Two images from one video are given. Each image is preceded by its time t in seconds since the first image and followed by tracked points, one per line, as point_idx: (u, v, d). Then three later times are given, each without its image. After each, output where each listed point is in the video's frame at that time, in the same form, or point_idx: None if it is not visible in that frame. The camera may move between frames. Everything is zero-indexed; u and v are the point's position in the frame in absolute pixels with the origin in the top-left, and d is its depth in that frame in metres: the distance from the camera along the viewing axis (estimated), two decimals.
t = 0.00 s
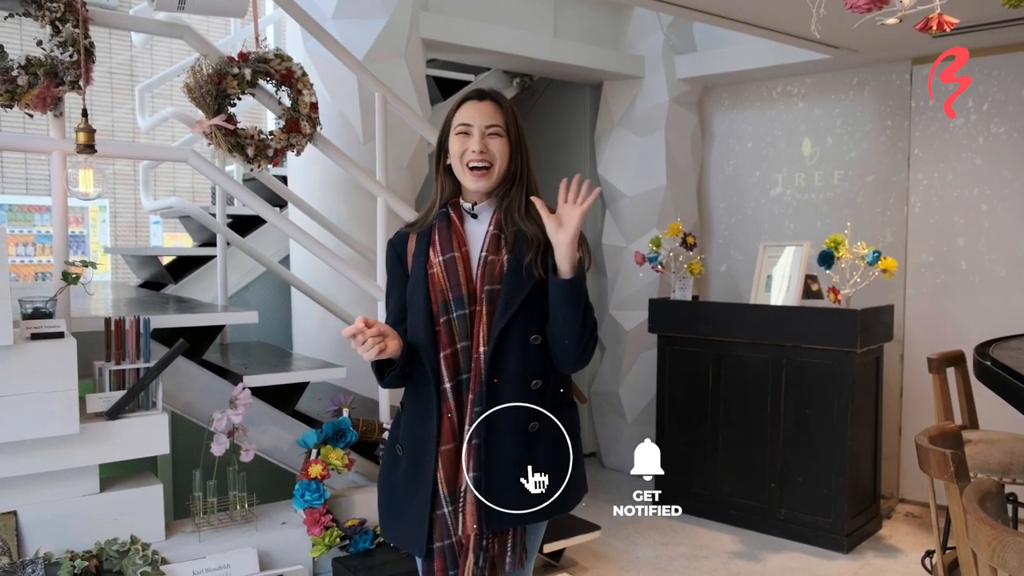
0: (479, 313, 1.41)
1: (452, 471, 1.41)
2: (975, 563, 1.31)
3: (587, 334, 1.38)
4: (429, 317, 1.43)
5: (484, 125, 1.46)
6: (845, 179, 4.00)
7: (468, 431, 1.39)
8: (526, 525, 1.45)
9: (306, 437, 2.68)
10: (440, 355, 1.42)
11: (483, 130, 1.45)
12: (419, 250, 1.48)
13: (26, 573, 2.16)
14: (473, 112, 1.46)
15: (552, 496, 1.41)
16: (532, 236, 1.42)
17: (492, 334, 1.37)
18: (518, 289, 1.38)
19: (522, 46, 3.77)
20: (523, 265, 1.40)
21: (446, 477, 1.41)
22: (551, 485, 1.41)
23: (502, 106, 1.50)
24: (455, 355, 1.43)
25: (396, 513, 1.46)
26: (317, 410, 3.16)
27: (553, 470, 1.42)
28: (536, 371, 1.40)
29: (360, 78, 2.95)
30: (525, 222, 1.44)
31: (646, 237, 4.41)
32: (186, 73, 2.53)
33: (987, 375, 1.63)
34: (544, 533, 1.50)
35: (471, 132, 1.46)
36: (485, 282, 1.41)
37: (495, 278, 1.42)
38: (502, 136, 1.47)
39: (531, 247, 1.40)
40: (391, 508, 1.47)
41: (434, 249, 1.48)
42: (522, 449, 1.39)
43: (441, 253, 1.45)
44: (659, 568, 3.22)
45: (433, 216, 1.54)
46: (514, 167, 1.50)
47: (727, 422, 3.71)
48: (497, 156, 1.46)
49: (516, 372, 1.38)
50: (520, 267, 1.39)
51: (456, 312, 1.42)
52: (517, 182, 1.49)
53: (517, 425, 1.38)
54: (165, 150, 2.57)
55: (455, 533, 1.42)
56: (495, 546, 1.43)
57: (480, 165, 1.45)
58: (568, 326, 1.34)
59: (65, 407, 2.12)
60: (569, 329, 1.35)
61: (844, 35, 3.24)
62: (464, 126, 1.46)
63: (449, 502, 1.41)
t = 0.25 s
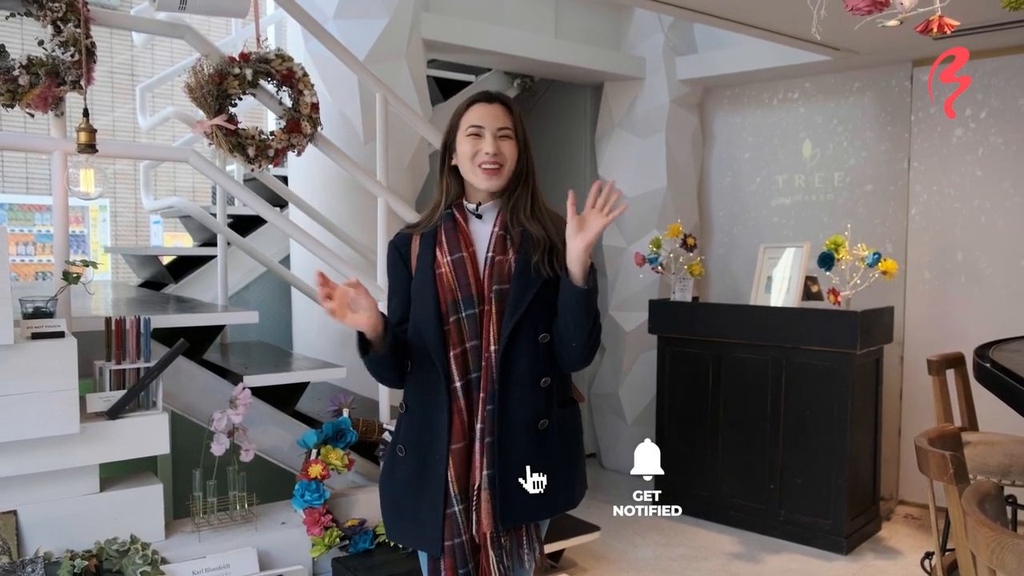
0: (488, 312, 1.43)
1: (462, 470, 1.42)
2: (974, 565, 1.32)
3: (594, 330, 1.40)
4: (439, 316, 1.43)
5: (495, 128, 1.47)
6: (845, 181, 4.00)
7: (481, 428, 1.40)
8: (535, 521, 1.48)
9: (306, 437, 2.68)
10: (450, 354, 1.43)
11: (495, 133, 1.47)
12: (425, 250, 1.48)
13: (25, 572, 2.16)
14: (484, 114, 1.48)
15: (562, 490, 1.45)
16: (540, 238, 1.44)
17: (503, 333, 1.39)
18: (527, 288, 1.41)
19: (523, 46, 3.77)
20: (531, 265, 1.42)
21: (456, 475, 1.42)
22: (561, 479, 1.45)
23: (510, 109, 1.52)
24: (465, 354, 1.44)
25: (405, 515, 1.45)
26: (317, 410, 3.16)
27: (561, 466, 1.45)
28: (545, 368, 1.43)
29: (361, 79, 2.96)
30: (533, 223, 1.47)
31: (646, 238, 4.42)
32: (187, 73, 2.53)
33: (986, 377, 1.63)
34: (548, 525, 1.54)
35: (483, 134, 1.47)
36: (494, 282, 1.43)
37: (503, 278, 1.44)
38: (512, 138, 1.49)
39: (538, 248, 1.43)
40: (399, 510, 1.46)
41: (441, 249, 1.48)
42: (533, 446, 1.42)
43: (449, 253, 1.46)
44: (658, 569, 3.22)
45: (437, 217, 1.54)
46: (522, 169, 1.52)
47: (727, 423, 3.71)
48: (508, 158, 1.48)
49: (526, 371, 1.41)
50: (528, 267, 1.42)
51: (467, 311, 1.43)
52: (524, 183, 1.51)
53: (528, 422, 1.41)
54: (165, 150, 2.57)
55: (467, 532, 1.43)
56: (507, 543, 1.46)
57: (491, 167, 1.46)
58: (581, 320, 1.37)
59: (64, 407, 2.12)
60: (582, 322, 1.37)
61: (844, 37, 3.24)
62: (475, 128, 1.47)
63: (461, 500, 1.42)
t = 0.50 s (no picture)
0: (487, 311, 1.45)
1: (464, 468, 1.43)
2: (973, 566, 1.32)
3: (575, 329, 1.43)
4: (440, 316, 1.44)
5: (493, 132, 1.48)
6: (845, 181, 4.01)
7: (477, 427, 1.41)
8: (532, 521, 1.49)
9: (306, 438, 2.68)
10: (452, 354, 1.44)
11: (491, 136, 1.48)
12: (427, 250, 1.49)
13: (26, 572, 2.17)
14: (484, 119, 1.48)
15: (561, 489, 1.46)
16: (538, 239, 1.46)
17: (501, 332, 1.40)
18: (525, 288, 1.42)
19: (523, 47, 3.78)
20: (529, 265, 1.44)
21: (458, 474, 1.43)
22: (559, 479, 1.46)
23: (509, 113, 1.52)
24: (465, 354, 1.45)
25: (409, 514, 1.45)
26: (317, 411, 3.16)
27: (558, 465, 1.45)
28: (541, 368, 1.44)
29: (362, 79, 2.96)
30: (533, 224, 1.49)
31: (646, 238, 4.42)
32: (187, 73, 2.53)
33: (986, 378, 1.63)
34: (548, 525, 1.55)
35: (480, 138, 1.48)
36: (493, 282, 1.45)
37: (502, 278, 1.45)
38: (510, 142, 1.50)
39: (536, 249, 1.45)
40: (403, 510, 1.46)
41: (442, 250, 1.49)
42: (529, 446, 1.42)
43: (450, 253, 1.47)
44: (658, 570, 3.22)
45: (439, 219, 1.54)
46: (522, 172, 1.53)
47: (727, 424, 3.71)
48: (504, 162, 1.48)
49: (523, 369, 1.42)
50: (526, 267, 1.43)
51: (467, 311, 1.44)
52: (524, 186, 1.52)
53: (524, 421, 1.42)
54: (165, 150, 2.57)
55: (468, 531, 1.43)
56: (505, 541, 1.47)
57: (488, 172, 1.47)
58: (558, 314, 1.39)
59: (64, 407, 2.12)
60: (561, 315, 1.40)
61: (845, 37, 3.24)
62: (473, 133, 1.48)
63: (463, 499, 1.43)
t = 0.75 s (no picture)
0: (485, 313, 1.44)
1: (464, 470, 1.43)
2: (973, 566, 1.32)
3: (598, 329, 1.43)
4: (439, 318, 1.45)
5: (479, 128, 1.48)
6: (845, 182, 4.01)
7: (475, 429, 1.42)
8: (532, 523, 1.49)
9: (306, 439, 2.67)
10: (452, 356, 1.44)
11: (478, 133, 1.48)
12: (425, 252, 1.50)
13: (26, 574, 2.17)
14: (470, 116, 1.49)
15: (560, 492, 1.45)
16: (536, 239, 1.46)
17: (499, 334, 1.40)
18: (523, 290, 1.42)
19: (522, 47, 3.78)
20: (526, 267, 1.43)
21: (457, 476, 1.42)
22: (559, 481, 1.45)
23: (501, 109, 1.51)
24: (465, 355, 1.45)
25: (406, 515, 1.45)
26: (317, 412, 3.17)
27: (559, 467, 1.45)
28: (542, 370, 1.44)
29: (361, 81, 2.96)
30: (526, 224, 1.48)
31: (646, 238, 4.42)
32: (187, 75, 2.53)
33: (986, 378, 1.63)
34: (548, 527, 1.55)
35: (467, 135, 1.49)
36: (491, 284, 1.45)
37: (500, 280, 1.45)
38: (497, 139, 1.49)
39: (534, 250, 1.46)
40: (401, 510, 1.46)
41: (440, 251, 1.50)
42: (528, 448, 1.42)
43: (447, 254, 1.48)
44: (658, 570, 3.22)
45: (437, 221, 1.55)
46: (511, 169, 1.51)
47: (727, 424, 3.71)
48: (490, 159, 1.48)
49: (522, 371, 1.42)
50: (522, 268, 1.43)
51: (464, 312, 1.45)
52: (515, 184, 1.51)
53: (522, 423, 1.42)
54: (165, 151, 2.57)
55: (466, 532, 1.43)
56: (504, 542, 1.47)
57: (473, 168, 1.47)
58: (581, 322, 1.38)
59: (65, 409, 2.12)
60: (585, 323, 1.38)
61: (844, 38, 3.24)
62: (461, 130, 1.49)
63: (461, 500, 1.43)
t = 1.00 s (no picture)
0: (497, 316, 1.46)
1: (474, 471, 1.43)
2: (973, 565, 1.32)
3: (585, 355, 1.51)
4: (448, 321, 1.46)
5: (496, 130, 1.52)
6: (845, 181, 4.01)
7: (485, 430, 1.43)
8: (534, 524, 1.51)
9: (306, 440, 2.67)
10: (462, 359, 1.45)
11: (496, 134, 1.51)
12: (431, 254, 1.49)
13: None
14: (483, 117, 1.52)
15: (565, 493, 1.48)
16: (545, 240, 1.51)
17: (510, 337, 1.44)
18: (534, 293, 1.46)
19: (522, 48, 3.78)
20: (539, 273, 1.48)
21: (467, 477, 1.43)
22: (564, 484, 1.48)
23: (510, 112, 1.56)
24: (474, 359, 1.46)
25: (411, 516, 1.44)
26: (317, 412, 3.17)
27: (564, 468, 1.48)
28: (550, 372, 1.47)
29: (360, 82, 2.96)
30: (536, 225, 1.52)
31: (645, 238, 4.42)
32: (186, 76, 2.53)
33: (986, 377, 1.63)
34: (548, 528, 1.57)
35: (484, 136, 1.51)
36: (502, 287, 1.47)
37: (511, 282, 1.47)
38: (513, 139, 1.54)
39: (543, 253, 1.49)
40: (405, 511, 1.45)
41: (446, 254, 1.50)
42: (535, 449, 1.45)
43: (456, 257, 1.48)
44: (658, 571, 3.22)
45: (441, 222, 1.55)
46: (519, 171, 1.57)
47: (727, 425, 3.71)
48: (509, 159, 1.52)
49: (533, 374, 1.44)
50: (536, 273, 1.47)
51: (474, 315, 1.46)
52: (524, 186, 1.56)
53: (529, 424, 1.45)
54: (164, 153, 2.57)
55: (472, 533, 1.44)
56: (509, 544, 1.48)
57: (494, 169, 1.50)
58: (566, 374, 1.44)
59: (64, 410, 2.12)
60: (569, 382, 1.44)
61: (843, 37, 3.24)
62: (476, 131, 1.52)
63: (468, 502, 1.43)
